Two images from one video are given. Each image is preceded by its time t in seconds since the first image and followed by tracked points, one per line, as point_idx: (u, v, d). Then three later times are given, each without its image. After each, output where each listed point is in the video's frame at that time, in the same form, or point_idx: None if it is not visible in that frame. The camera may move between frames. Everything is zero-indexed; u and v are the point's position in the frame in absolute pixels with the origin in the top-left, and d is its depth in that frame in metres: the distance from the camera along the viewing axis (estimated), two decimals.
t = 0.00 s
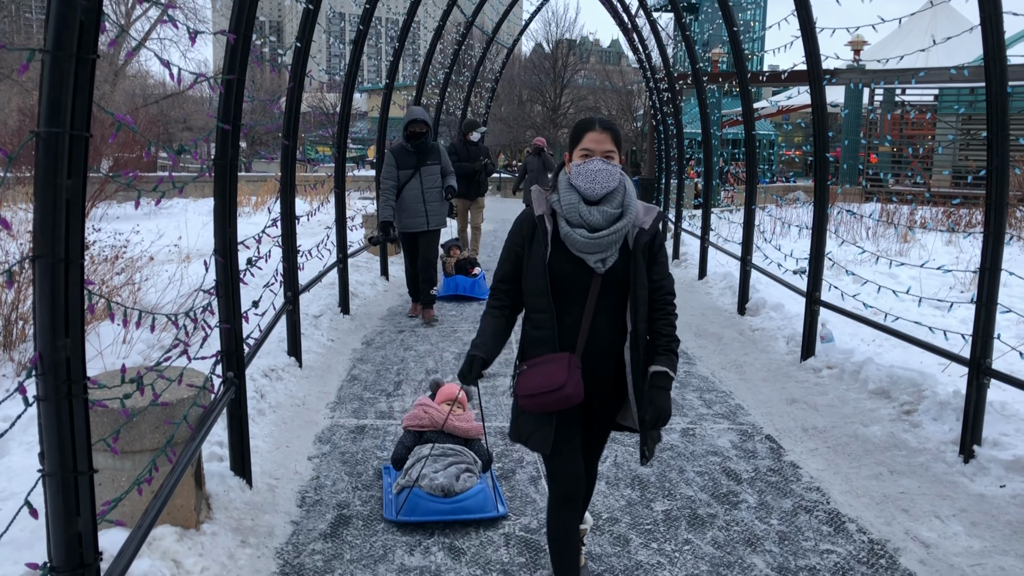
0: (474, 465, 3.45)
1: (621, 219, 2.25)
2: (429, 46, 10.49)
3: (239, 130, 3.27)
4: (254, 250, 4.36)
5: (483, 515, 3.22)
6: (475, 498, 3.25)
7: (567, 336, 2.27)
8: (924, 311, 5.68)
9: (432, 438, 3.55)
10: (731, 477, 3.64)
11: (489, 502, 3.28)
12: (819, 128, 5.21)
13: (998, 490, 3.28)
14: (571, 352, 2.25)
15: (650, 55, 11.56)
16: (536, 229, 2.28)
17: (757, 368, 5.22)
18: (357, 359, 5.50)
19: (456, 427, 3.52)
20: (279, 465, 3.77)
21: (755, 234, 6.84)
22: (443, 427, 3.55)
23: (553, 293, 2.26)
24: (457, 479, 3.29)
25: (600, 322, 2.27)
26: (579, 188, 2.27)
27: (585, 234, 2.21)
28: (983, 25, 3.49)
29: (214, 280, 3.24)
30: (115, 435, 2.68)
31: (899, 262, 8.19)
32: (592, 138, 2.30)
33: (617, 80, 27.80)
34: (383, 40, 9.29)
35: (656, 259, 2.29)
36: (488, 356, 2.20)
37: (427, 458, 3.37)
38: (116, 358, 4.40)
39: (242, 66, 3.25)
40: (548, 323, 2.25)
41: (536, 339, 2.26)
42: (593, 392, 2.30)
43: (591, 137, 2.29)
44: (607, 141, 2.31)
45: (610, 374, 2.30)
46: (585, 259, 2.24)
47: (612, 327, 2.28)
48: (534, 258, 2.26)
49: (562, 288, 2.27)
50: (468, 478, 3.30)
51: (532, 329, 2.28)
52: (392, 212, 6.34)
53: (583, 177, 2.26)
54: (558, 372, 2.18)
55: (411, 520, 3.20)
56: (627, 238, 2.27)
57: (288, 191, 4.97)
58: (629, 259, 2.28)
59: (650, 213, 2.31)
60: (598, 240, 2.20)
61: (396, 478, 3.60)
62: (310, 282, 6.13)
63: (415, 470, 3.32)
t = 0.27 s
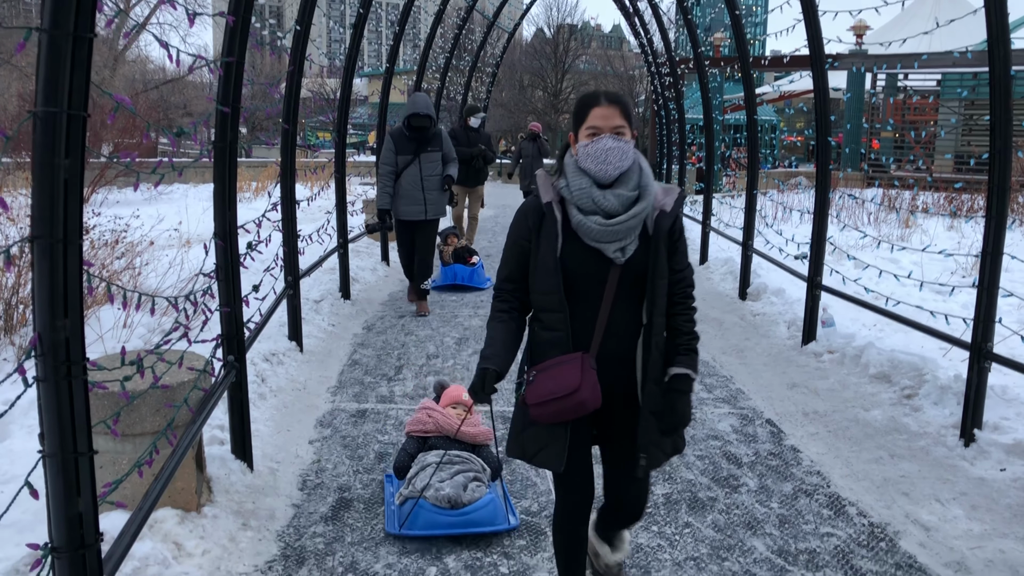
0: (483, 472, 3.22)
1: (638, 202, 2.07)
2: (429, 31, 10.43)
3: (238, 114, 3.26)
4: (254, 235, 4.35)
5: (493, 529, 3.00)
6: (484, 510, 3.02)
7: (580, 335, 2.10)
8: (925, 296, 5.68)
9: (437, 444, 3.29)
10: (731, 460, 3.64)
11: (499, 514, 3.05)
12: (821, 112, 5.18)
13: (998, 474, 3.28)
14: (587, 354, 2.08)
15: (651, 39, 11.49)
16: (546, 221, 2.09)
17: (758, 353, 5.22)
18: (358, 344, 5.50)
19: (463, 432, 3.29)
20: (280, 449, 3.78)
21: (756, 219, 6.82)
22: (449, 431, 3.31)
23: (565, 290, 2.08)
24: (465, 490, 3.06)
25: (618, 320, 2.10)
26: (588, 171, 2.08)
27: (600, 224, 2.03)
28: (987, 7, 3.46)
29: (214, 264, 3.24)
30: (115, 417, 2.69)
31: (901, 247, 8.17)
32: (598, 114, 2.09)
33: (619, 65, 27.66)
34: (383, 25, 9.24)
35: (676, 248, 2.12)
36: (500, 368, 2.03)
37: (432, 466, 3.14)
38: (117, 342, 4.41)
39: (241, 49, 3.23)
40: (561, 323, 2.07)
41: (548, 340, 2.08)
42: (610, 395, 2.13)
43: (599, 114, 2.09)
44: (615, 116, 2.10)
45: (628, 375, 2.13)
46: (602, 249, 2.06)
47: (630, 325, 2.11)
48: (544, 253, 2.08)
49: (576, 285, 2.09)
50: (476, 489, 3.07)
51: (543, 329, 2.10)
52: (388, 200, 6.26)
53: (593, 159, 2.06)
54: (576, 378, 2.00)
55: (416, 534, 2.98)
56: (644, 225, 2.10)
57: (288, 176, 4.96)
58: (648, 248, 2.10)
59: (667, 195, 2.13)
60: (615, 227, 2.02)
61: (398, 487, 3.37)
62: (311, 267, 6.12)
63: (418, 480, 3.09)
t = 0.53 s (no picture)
0: (496, 468, 3.00)
1: (672, 192, 1.87)
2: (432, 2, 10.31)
3: (238, 85, 3.24)
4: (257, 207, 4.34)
5: (506, 533, 2.81)
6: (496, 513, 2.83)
7: (605, 341, 1.91)
8: (930, 268, 5.65)
9: (448, 439, 3.08)
10: (734, 432, 3.65)
11: (513, 517, 2.86)
12: (827, 83, 5.12)
13: (1001, 446, 3.29)
14: (610, 361, 1.91)
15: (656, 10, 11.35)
16: (567, 212, 1.90)
17: (762, 326, 5.21)
18: (362, 318, 5.50)
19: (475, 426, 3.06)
20: (285, 420, 3.80)
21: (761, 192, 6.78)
22: (459, 426, 3.09)
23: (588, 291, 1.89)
24: (477, 490, 2.86)
25: (648, 326, 1.90)
26: (617, 155, 1.87)
27: (628, 217, 1.83)
28: None
29: (215, 236, 3.24)
30: (119, 388, 2.69)
31: (906, 220, 8.12)
32: (635, 90, 1.88)
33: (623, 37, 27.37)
34: None
35: (713, 243, 1.92)
36: (518, 372, 1.88)
37: (442, 464, 2.94)
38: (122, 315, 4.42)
39: (241, 19, 3.20)
40: (583, 328, 1.89)
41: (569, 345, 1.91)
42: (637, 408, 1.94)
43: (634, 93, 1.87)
44: (654, 94, 1.88)
45: (657, 387, 1.93)
46: (630, 245, 1.85)
47: (661, 332, 1.91)
48: (564, 250, 1.89)
49: (600, 284, 1.90)
50: (489, 489, 2.87)
51: (564, 334, 1.92)
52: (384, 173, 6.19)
53: (624, 143, 1.85)
54: (596, 394, 1.84)
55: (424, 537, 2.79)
56: (677, 218, 1.89)
57: (290, 148, 4.93)
58: (682, 243, 1.90)
59: (706, 182, 1.92)
60: (646, 221, 1.82)
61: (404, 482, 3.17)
62: (314, 241, 6.11)
63: (427, 479, 2.90)
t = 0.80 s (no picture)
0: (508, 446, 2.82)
1: (742, 146, 1.59)
2: None
3: (241, 30, 3.19)
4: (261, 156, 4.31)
5: (516, 516, 2.63)
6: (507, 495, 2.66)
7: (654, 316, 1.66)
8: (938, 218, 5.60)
9: (456, 413, 2.88)
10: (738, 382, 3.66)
11: (524, 498, 2.69)
12: (839, 28, 5.01)
13: (1006, 395, 3.29)
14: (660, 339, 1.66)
15: None
16: (616, 162, 1.64)
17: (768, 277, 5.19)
18: (367, 268, 5.49)
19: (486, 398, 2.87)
20: (292, 369, 3.82)
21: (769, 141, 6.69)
22: (470, 399, 2.88)
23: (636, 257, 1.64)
24: (486, 468, 2.69)
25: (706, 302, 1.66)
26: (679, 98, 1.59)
27: (689, 171, 1.56)
28: None
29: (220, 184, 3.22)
30: (126, 333, 2.69)
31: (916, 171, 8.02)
32: (705, 23, 1.60)
33: None
34: None
35: (785, 210, 1.65)
36: (545, 351, 1.64)
37: (450, 438, 2.76)
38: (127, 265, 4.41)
39: None
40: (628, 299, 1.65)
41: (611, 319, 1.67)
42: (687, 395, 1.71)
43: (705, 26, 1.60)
44: (727, 28, 1.61)
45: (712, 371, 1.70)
46: (687, 206, 1.59)
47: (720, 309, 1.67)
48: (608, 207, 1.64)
49: (649, 249, 1.64)
50: (499, 468, 2.70)
51: (605, 304, 1.68)
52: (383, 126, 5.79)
53: (690, 83, 1.57)
54: (644, 375, 1.61)
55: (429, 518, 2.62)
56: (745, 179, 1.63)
57: (293, 96, 4.86)
58: (749, 208, 1.64)
59: (781, 136, 1.64)
60: (709, 177, 1.55)
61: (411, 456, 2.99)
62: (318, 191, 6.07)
63: (435, 455, 2.72)
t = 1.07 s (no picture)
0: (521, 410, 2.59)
1: (813, 80, 1.44)
2: None
3: None
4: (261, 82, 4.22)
5: (531, 486, 2.48)
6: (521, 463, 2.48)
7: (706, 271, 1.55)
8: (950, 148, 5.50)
9: (468, 370, 2.62)
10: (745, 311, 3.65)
11: (539, 466, 2.52)
12: None
13: (1014, 323, 3.28)
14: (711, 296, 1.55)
15: None
16: (662, 95, 1.49)
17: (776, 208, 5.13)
18: (372, 200, 5.44)
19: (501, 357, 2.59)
20: (298, 298, 3.81)
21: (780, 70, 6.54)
22: (483, 355, 2.61)
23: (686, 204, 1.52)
24: (498, 434, 2.50)
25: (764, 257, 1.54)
26: (745, 23, 1.43)
27: (754, 109, 1.41)
28: None
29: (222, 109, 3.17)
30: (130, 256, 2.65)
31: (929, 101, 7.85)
32: None
33: None
34: None
35: (860, 153, 1.50)
36: (564, 308, 1.56)
37: (458, 400, 2.54)
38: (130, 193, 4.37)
39: None
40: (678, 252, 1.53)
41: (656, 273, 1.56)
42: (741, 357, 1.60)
43: None
44: None
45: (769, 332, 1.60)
46: (747, 150, 1.46)
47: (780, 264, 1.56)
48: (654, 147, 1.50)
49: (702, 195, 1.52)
50: (512, 434, 2.50)
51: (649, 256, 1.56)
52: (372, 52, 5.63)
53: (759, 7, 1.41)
54: (684, 343, 1.50)
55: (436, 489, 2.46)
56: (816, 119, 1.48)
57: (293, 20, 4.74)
58: (818, 151, 1.50)
59: (861, 69, 1.48)
60: (773, 118, 1.41)
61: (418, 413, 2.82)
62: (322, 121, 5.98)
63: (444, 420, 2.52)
